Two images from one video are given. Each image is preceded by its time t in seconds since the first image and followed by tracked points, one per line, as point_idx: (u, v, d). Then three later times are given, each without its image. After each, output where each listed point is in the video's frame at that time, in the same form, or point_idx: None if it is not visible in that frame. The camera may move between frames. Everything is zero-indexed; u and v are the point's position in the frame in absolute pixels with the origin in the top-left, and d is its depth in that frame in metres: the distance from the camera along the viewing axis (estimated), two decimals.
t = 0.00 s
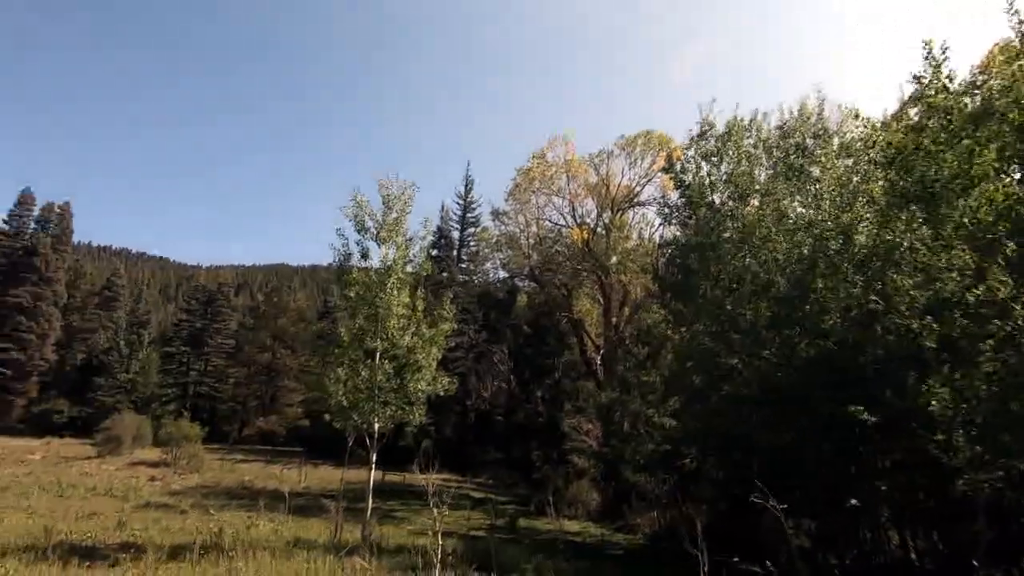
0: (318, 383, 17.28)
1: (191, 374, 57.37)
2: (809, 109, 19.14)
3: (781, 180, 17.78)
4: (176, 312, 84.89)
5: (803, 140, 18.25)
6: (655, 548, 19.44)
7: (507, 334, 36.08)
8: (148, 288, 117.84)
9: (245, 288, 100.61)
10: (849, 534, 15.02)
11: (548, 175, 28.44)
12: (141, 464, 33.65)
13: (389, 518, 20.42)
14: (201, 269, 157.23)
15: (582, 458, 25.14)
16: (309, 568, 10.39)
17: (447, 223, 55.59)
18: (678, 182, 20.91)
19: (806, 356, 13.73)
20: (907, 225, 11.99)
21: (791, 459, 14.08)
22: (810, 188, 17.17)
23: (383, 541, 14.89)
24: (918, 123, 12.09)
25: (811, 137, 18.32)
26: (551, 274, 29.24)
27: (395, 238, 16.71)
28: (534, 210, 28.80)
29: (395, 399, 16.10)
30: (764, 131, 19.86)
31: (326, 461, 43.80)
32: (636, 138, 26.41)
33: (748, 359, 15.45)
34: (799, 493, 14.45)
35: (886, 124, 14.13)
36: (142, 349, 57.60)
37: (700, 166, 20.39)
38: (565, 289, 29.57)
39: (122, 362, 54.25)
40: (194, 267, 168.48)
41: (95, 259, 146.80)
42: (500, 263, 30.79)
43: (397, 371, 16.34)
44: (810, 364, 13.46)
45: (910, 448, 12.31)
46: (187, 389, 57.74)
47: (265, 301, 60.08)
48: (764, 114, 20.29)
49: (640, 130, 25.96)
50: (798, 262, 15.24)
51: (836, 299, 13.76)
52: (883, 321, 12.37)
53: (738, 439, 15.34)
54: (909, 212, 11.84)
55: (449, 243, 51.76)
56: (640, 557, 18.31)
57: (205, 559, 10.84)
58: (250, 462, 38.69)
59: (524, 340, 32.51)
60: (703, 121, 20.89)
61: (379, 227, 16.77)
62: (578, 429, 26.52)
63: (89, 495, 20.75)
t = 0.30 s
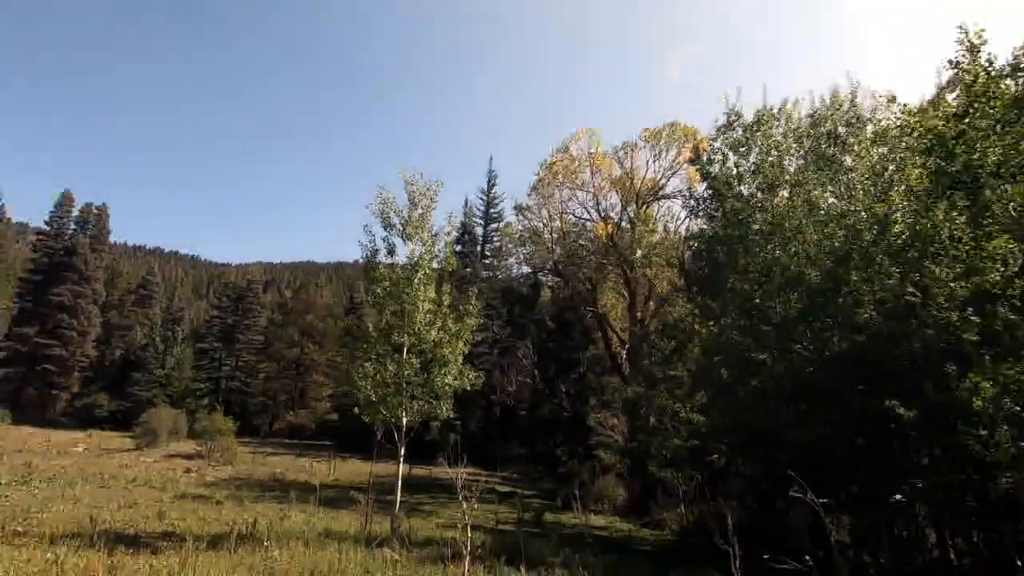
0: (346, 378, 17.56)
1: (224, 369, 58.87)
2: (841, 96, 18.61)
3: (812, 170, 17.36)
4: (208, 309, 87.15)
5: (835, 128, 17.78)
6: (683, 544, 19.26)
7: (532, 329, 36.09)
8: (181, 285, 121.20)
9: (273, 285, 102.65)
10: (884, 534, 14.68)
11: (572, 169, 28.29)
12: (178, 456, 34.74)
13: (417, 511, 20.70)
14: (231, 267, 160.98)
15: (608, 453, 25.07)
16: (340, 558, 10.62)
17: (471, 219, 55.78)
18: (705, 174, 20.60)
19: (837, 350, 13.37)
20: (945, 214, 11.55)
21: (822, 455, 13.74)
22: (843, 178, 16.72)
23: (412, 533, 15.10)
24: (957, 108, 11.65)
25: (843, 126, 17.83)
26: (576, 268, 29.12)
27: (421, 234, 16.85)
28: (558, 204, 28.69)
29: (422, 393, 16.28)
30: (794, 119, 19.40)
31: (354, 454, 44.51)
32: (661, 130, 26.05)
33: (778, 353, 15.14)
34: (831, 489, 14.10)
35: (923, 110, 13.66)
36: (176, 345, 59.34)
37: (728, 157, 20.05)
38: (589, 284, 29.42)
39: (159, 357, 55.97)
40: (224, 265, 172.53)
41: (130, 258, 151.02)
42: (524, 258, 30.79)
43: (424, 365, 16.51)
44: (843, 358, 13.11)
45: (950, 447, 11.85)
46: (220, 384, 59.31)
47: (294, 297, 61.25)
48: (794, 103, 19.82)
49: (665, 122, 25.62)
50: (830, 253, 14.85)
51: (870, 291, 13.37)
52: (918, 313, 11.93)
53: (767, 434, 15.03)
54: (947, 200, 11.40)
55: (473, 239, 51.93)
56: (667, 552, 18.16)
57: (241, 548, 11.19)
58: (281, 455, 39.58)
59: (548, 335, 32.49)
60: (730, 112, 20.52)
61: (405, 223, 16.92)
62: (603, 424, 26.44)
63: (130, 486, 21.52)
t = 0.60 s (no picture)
0: (377, 372, 17.79)
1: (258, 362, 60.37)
2: (880, 79, 17.95)
3: (849, 157, 16.83)
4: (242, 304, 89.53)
5: (874, 113, 17.17)
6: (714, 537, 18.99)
7: (559, 322, 36.00)
8: (216, 281, 124.69)
9: (304, 280, 104.88)
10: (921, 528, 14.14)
11: (599, 161, 28.03)
12: (216, 446, 35.87)
13: (447, 502, 20.95)
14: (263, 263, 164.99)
15: (636, 446, 24.96)
16: (375, 546, 10.83)
17: (497, 213, 55.86)
18: (737, 164, 20.18)
19: (876, 343, 12.90)
20: (992, 200, 11.02)
21: (860, 450, 13.27)
22: (882, 164, 16.15)
23: (443, 524, 15.27)
24: (1007, 88, 11.07)
25: (882, 110, 17.20)
26: (603, 261, 28.89)
27: (450, 228, 16.93)
28: (584, 196, 28.49)
29: (452, 385, 16.44)
30: (829, 105, 18.83)
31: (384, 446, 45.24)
32: (690, 119, 25.57)
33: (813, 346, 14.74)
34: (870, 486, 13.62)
35: (969, 91, 13.06)
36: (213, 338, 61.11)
37: (761, 146, 19.60)
38: (617, 276, 29.17)
39: (196, 351, 57.76)
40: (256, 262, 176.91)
41: (167, 255, 155.62)
42: (551, 251, 30.71)
43: (454, 358, 16.66)
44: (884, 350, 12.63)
45: (997, 445, 11.32)
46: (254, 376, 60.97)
47: (324, 292, 62.44)
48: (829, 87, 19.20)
49: (694, 111, 25.13)
50: (868, 242, 14.37)
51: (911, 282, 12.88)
52: (963, 305, 11.44)
53: (801, 428, 14.65)
54: (995, 185, 10.87)
55: (499, 232, 52.02)
56: (699, 546, 17.92)
57: (279, 535, 11.51)
58: (314, 446, 40.48)
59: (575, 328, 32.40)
60: (763, 99, 20.01)
61: (434, 217, 17.01)
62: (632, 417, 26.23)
63: (172, 474, 22.32)
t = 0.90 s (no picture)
0: (413, 366, 18.02)
1: (298, 357, 61.91)
2: (931, 57, 17.11)
3: (898, 139, 16.12)
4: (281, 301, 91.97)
5: (924, 93, 16.40)
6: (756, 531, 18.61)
7: (593, 316, 35.77)
8: (256, 279, 128.46)
9: (340, 277, 106.97)
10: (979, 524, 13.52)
11: (632, 151, 27.60)
12: (260, 439, 37.08)
13: (484, 495, 21.12)
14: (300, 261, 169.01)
15: (673, 440, 24.68)
16: (416, 537, 11.00)
17: (528, 206, 55.71)
18: (777, 150, 19.57)
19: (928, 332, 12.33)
20: None
21: (910, 441, 12.72)
22: (934, 146, 15.42)
23: (482, 515, 15.43)
24: None
25: (934, 90, 16.41)
26: (637, 253, 28.50)
27: (484, 223, 16.98)
28: (618, 187, 28.13)
29: (489, 379, 16.55)
30: (875, 86, 18.06)
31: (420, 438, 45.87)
32: (726, 106, 24.91)
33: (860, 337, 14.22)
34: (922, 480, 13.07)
35: None
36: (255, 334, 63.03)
37: (802, 131, 18.96)
38: (651, 268, 28.73)
39: (239, 347, 59.70)
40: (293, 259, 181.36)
41: (210, 254, 161.05)
42: (583, 244, 30.48)
43: (490, 352, 16.75)
44: (935, 339, 12.04)
45: None
46: (295, 371, 62.74)
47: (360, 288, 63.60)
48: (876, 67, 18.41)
49: (731, 97, 24.48)
50: (919, 228, 13.75)
51: (967, 269, 12.29)
52: None
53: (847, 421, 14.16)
54: None
55: (531, 226, 51.89)
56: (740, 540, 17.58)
57: (324, 525, 11.83)
58: (353, 439, 41.40)
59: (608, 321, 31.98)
60: (804, 82, 19.34)
61: (468, 212, 17.08)
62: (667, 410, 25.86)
63: (220, 466, 23.18)
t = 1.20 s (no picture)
0: (463, 366, 18.20)
1: (350, 359, 63.70)
2: (1003, 25, 15.94)
3: (967, 115, 15.10)
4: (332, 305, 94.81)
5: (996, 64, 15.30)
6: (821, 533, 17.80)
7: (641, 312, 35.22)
8: (309, 285, 132.94)
9: (388, 280, 109.34)
10: None
11: (677, 142, 26.98)
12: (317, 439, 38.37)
13: (537, 494, 21.10)
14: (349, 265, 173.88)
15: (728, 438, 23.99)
16: (473, 535, 11.10)
17: (572, 203, 55.31)
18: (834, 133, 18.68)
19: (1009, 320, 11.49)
20: None
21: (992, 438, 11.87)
22: (1008, 120, 14.36)
23: (537, 515, 15.38)
24: None
25: (1007, 60, 15.28)
26: (685, 246, 27.79)
27: (529, 222, 16.99)
28: (663, 180, 27.56)
29: (540, 377, 16.52)
30: (940, 60, 16.98)
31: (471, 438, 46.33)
32: (775, 90, 24.00)
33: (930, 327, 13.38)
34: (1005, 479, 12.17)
35: None
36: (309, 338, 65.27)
37: (860, 111, 18.03)
38: (701, 261, 27.85)
39: (295, 350, 61.95)
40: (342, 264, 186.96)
41: (267, 262, 168.08)
42: (629, 239, 30.01)
43: (539, 350, 16.72)
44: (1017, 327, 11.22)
45: None
46: (348, 373, 64.55)
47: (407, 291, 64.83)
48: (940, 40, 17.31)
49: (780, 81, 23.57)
50: (994, 209, 12.83)
51: None
52: None
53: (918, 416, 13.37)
54: None
55: (575, 223, 51.52)
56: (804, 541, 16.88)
57: (382, 522, 12.07)
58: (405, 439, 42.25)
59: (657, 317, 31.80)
60: (859, 60, 18.40)
61: (512, 212, 17.13)
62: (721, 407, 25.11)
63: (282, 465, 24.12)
